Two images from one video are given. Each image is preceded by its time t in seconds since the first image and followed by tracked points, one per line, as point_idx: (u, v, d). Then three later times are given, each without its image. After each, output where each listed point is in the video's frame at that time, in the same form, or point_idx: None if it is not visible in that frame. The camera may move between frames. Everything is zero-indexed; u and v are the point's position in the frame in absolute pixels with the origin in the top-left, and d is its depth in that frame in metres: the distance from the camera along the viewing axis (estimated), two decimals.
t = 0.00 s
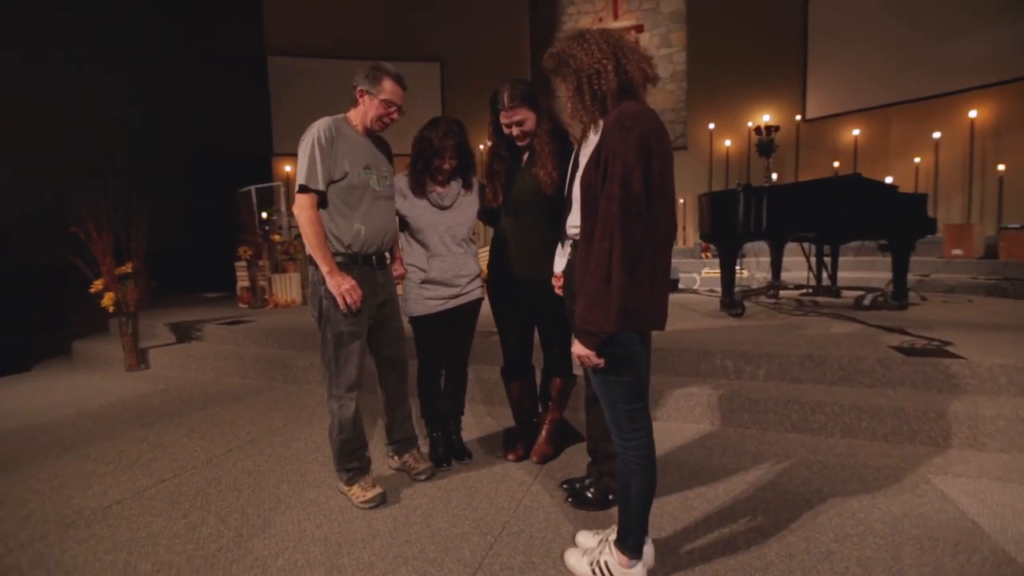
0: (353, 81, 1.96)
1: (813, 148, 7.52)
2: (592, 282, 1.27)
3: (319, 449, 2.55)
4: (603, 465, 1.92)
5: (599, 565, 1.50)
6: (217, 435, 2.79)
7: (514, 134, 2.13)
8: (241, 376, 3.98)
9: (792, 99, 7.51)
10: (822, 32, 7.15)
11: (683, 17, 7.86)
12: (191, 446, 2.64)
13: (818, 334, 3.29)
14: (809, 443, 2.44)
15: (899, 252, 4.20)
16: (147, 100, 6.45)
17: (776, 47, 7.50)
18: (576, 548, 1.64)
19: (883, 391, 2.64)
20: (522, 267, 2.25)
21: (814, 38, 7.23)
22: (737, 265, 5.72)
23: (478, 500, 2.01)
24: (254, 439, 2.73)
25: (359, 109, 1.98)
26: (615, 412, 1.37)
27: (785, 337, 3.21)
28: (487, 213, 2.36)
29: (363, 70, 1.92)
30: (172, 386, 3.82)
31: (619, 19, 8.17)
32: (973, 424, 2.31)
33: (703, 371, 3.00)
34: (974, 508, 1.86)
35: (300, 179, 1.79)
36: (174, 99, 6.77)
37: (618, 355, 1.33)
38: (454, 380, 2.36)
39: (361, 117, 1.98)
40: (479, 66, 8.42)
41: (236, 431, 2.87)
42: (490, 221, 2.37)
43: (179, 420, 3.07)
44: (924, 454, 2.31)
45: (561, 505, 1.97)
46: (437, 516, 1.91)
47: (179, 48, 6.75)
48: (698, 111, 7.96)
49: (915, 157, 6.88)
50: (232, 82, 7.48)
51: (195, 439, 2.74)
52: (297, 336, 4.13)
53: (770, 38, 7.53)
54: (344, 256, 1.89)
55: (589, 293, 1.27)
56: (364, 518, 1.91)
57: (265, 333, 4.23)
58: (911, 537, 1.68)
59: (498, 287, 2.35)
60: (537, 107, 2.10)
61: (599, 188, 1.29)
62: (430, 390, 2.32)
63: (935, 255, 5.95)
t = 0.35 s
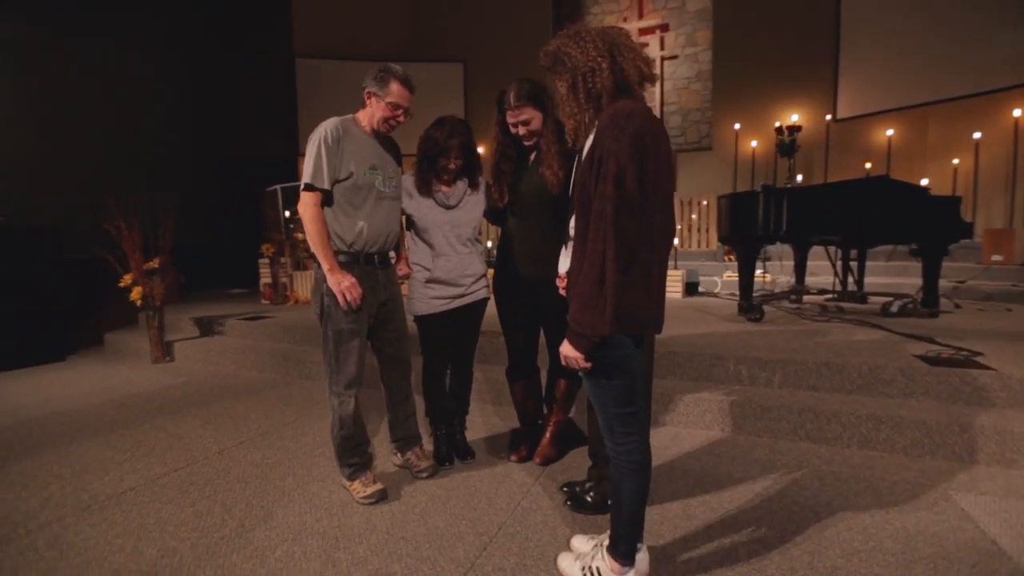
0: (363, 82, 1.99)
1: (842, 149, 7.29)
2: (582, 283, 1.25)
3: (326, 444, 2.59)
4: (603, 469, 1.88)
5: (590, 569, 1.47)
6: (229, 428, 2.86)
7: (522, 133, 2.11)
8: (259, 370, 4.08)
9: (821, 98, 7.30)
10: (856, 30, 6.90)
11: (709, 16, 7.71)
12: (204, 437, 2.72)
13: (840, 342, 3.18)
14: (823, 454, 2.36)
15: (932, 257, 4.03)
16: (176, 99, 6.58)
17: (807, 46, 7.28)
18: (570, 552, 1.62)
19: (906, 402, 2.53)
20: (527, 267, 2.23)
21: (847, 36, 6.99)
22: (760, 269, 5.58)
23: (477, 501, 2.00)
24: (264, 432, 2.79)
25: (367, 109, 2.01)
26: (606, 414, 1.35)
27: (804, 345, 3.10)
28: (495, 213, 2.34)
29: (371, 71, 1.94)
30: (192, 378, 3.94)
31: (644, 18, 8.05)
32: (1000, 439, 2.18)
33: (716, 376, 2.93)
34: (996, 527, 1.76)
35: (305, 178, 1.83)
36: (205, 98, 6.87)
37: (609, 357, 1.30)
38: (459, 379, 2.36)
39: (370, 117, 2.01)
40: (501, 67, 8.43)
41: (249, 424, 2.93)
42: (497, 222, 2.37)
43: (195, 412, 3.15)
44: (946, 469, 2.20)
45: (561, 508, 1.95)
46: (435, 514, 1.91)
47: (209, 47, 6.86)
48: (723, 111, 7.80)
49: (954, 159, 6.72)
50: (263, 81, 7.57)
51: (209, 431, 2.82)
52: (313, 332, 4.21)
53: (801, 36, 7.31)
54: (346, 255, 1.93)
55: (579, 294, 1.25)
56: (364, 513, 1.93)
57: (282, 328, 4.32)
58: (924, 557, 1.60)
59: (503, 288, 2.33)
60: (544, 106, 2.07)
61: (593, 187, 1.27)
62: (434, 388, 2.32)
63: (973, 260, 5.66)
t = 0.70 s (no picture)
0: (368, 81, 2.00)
1: (873, 144, 7.03)
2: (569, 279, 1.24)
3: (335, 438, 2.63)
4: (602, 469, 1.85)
5: (582, 570, 1.45)
6: (245, 420, 2.94)
7: (526, 130, 2.08)
8: (277, 365, 4.18)
9: (852, 91, 7.03)
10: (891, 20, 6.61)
11: (734, 9, 7.52)
12: (220, 428, 2.80)
13: (863, 344, 3.05)
14: (838, 460, 2.27)
15: (967, 256, 3.83)
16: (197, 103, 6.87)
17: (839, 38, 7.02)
18: (565, 552, 1.60)
19: (929, 408, 2.41)
20: (531, 264, 2.21)
21: (881, 27, 6.71)
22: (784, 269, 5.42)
23: (477, 498, 2.00)
24: (277, 424, 2.86)
25: (372, 108, 2.02)
26: (597, 411, 1.32)
27: (824, 347, 2.99)
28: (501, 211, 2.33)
29: (376, 70, 1.95)
30: (212, 372, 4.06)
31: (668, 13, 7.85)
32: None
33: (729, 378, 2.85)
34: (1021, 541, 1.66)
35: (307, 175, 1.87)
36: (225, 102, 7.18)
37: (600, 355, 1.27)
38: (465, 376, 2.36)
39: (374, 115, 2.02)
40: (523, 63, 8.24)
41: (263, 416, 3.01)
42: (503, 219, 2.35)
43: (214, 404, 3.25)
44: (970, 479, 2.09)
45: (560, 507, 1.93)
46: (434, 510, 1.91)
47: (226, 47, 7.13)
48: (749, 106, 7.60)
49: (995, 153, 6.36)
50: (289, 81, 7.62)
51: (225, 422, 2.90)
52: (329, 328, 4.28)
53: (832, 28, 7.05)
54: (347, 250, 1.96)
55: (567, 290, 1.24)
56: (365, 506, 1.96)
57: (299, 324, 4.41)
58: (939, 570, 1.52)
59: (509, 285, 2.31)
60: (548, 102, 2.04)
61: (581, 183, 1.25)
62: (439, 385, 2.33)
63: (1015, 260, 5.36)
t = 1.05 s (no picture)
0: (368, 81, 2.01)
1: (898, 137, 6.81)
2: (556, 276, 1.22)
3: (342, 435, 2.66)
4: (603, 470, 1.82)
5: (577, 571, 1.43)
6: (256, 417, 3.00)
7: (525, 127, 2.05)
8: (291, 363, 4.25)
9: (875, 82, 6.82)
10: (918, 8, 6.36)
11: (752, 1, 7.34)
12: (231, 425, 2.86)
13: (880, 343, 2.94)
14: (851, 462, 2.19)
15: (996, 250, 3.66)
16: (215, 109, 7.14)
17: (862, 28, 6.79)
18: (562, 552, 1.57)
19: (948, 409, 2.32)
20: (533, 262, 2.18)
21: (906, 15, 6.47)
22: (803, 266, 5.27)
23: (477, 497, 1.99)
24: (287, 422, 2.91)
25: (372, 108, 2.03)
26: (589, 410, 1.29)
27: (840, 346, 2.89)
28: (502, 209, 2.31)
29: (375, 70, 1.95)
30: (228, 370, 4.16)
31: (685, 7, 7.68)
32: None
33: (740, 377, 2.79)
34: None
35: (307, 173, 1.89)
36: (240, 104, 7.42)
37: (590, 353, 1.25)
38: (469, 375, 2.35)
39: (375, 115, 2.03)
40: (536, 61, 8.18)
41: (273, 414, 3.06)
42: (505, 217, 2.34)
43: (227, 401, 3.33)
44: (990, 483, 2.00)
45: (560, 507, 1.90)
46: (433, 508, 1.92)
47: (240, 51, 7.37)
48: (768, 100, 7.43)
49: None
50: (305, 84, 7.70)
51: (237, 419, 2.96)
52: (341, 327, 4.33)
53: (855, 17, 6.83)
54: (348, 249, 1.98)
55: (554, 288, 1.22)
56: (367, 503, 1.97)
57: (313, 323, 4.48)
58: None
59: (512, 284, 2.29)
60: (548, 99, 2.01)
61: (567, 178, 1.23)
62: (443, 384, 2.33)
63: None
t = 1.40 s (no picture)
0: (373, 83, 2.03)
1: (928, 131, 6.54)
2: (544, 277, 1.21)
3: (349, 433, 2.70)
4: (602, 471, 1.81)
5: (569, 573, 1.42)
6: (271, 414, 3.07)
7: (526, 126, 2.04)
8: (307, 361, 4.34)
9: (904, 74, 6.57)
10: None
11: None
12: (246, 421, 2.94)
13: (901, 345, 2.83)
14: (863, 468, 2.12)
15: None
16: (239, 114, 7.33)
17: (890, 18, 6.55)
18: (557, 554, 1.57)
19: (969, 415, 2.23)
20: (534, 263, 2.18)
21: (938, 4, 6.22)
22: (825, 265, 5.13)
23: (476, 496, 2.00)
24: (299, 419, 2.96)
25: (376, 110, 2.06)
26: (577, 409, 1.28)
27: (858, 348, 2.80)
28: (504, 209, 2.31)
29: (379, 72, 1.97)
30: (247, 367, 4.27)
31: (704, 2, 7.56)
32: None
33: (752, 379, 2.72)
34: None
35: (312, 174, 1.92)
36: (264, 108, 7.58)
37: (578, 354, 1.24)
38: (471, 374, 2.36)
39: (378, 117, 2.06)
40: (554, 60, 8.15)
41: (286, 411, 3.13)
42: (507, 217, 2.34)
43: (243, 398, 3.42)
44: (1012, 493, 1.90)
45: (559, 509, 1.89)
46: (432, 506, 1.93)
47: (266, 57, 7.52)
48: (790, 95, 7.24)
49: None
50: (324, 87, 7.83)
51: (252, 416, 3.04)
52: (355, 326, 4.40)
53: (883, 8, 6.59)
54: (350, 249, 2.01)
55: (543, 289, 1.22)
56: (368, 499, 2.00)
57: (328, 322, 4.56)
58: None
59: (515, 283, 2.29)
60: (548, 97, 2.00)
61: (554, 178, 1.22)
62: (446, 383, 2.34)
63: None
